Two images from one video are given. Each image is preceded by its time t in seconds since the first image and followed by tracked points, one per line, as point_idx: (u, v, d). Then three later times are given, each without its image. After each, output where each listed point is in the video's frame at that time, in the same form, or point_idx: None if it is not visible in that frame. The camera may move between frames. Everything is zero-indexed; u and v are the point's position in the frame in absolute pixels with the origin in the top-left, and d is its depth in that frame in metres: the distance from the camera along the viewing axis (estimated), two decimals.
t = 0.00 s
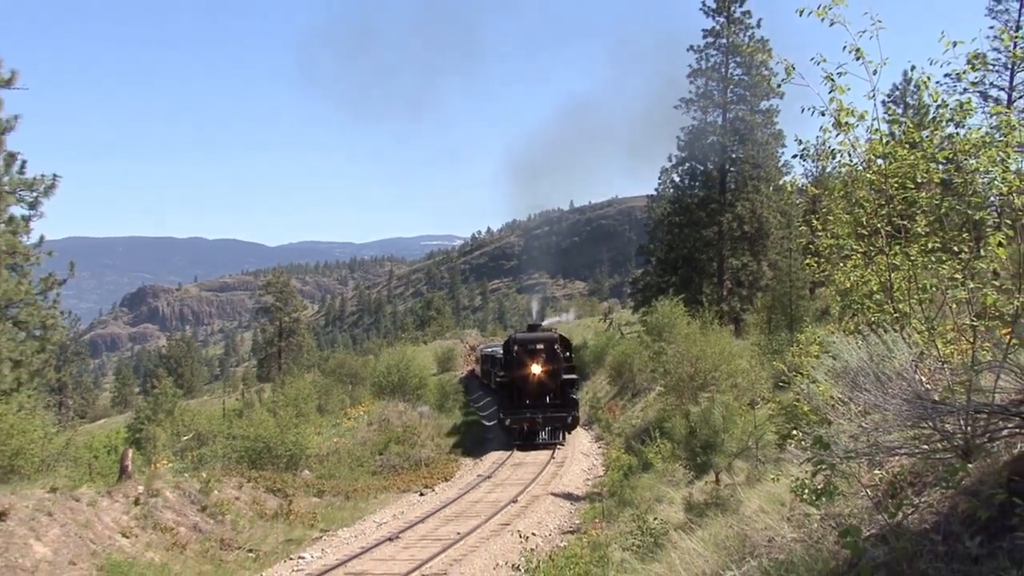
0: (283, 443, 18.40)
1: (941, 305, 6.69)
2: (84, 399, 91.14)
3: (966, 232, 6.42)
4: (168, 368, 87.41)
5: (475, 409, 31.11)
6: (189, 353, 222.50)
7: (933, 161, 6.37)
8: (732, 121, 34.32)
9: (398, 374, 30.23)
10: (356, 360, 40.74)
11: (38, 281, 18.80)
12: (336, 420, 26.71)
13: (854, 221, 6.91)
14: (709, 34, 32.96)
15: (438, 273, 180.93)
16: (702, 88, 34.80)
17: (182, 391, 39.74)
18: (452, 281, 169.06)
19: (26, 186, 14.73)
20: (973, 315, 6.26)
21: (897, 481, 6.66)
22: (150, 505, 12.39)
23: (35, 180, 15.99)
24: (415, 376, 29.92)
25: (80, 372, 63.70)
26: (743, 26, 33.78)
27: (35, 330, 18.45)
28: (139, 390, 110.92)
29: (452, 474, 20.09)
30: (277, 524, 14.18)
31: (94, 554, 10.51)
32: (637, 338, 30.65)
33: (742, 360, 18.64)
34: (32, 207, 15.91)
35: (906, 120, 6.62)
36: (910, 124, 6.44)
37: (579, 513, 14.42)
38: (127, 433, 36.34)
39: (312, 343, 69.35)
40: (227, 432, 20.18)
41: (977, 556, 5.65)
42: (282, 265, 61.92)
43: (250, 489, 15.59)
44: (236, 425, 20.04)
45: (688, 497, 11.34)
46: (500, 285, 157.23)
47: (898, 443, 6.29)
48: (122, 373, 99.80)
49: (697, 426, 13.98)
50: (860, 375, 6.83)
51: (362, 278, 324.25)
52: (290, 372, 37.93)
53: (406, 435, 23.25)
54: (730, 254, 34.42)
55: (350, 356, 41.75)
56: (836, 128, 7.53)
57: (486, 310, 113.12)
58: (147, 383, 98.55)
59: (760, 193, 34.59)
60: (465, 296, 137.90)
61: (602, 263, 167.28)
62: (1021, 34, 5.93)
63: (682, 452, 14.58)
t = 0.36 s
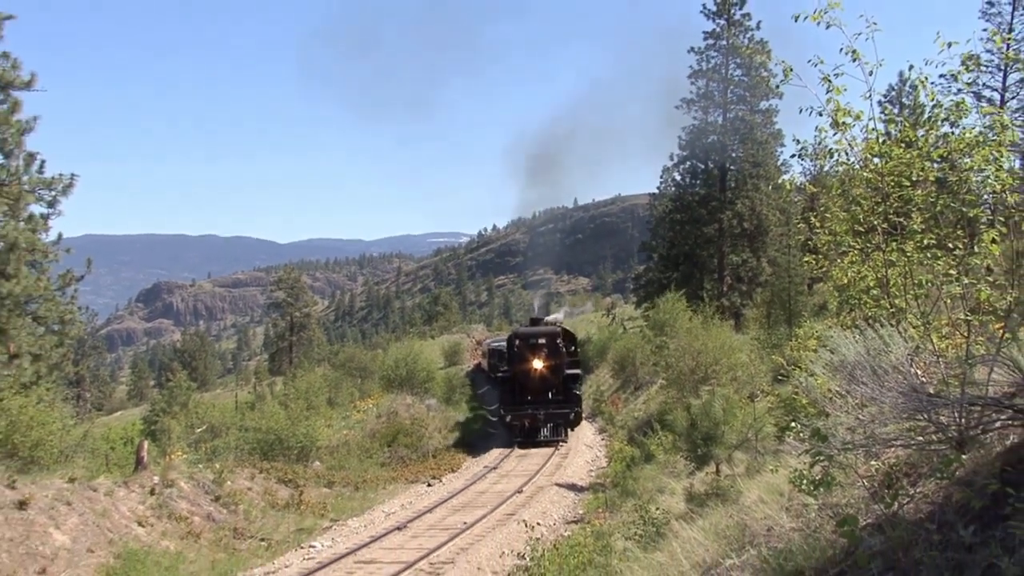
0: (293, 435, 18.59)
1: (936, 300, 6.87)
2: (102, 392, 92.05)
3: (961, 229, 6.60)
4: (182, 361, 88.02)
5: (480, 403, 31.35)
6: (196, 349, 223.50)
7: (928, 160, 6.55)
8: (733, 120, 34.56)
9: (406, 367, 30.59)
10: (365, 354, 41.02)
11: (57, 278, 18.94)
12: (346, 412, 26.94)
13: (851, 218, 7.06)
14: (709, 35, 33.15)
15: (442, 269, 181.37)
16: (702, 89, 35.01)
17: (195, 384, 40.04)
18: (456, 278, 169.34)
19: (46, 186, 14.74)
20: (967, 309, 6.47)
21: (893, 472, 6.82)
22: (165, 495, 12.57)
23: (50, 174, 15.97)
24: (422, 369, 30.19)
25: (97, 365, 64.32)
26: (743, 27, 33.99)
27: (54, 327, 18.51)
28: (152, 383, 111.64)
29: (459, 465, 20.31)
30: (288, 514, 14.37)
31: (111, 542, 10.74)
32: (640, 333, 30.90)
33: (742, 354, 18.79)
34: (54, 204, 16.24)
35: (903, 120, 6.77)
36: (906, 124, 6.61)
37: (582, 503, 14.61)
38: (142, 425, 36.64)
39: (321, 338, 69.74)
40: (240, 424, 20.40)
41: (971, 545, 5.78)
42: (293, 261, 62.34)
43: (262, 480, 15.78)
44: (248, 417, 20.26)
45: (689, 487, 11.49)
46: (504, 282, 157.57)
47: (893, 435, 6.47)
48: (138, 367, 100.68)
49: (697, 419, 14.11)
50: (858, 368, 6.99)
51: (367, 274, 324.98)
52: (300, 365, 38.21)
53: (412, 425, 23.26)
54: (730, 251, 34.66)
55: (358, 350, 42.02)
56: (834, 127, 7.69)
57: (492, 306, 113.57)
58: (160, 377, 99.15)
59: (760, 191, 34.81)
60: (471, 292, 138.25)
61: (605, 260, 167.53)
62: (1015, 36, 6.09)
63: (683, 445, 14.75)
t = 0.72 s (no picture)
0: (301, 425, 18.79)
1: (928, 293, 7.03)
2: (115, 383, 92.79)
3: (952, 223, 6.76)
4: (192, 354, 88.54)
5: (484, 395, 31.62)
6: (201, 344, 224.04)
7: (920, 156, 6.71)
8: (730, 117, 34.74)
9: (410, 359, 30.92)
10: (371, 346, 41.27)
11: (73, 272, 19.15)
12: (352, 403, 27.17)
13: (845, 213, 7.24)
14: (706, 34, 33.38)
15: (445, 264, 181.73)
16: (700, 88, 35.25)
17: (206, 376, 40.35)
18: (459, 273, 169.47)
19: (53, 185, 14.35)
20: (958, 303, 6.65)
21: (886, 460, 7.00)
22: (177, 484, 12.77)
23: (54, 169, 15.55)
24: (427, 361, 30.47)
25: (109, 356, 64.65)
26: (739, 27, 34.18)
27: (69, 319, 18.74)
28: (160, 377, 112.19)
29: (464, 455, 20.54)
30: (296, 502, 14.56)
31: (125, 529, 10.95)
32: (641, 326, 31.15)
33: (739, 345, 18.92)
34: (66, 203, 16.38)
35: (895, 117, 6.94)
36: (898, 122, 6.78)
37: (583, 492, 14.82)
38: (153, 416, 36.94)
39: (328, 332, 70.11)
40: (248, 414, 20.61)
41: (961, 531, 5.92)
42: (300, 255, 62.66)
43: (270, 469, 15.97)
44: (257, 408, 20.45)
45: (688, 475, 11.67)
46: (507, 276, 157.89)
47: (886, 424, 6.65)
48: (150, 359, 101.15)
49: (696, 409, 14.28)
50: (851, 359, 7.18)
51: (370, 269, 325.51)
52: (307, 357, 38.46)
53: (419, 416, 23.32)
54: (727, 246, 34.85)
55: (365, 342, 42.27)
56: (828, 124, 7.84)
57: (495, 299, 114.01)
58: (169, 369, 99.70)
59: (756, 186, 34.78)
60: (474, 286, 138.62)
61: (607, 255, 167.76)
62: (1004, 35, 6.24)
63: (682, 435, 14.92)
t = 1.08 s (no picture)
0: (311, 417, 19.01)
1: (924, 289, 7.18)
2: (131, 377, 93.72)
3: (948, 220, 6.90)
4: (205, 348, 89.12)
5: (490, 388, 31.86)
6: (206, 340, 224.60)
7: (916, 155, 6.85)
8: (730, 117, 34.83)
9: (417, 354, 31.19)
10: (379, 341, 41.54)
11: (90, 269, 19.43)
12: (361, 396, 27.40)
13: (843, 211, 7.39)
14: (707, 35, 33.55)
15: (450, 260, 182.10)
16: (701, 88, 35.43)
17: (219, 370, 40.71)
18: (463, 268, 169.96)
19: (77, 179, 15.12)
20: (954, 298, 6.80)
21: (883, 452, 7.13)
22: (190, 475, 12.96)
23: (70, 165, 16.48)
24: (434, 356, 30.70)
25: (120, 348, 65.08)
26: (739, 28, 34.29)
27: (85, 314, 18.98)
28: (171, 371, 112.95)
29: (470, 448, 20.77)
30: (306, 493, 14.76)
31: (140, 519, 11.16)
32: (643, 321, 31.37)
33: (738, 340, 19.05)
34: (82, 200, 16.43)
35: (892, 117, 7.09)
36: (895, 121, 6.93)
37: (587, 483, 15.00)
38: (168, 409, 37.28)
39: (337, 327, 70.51)
40: (260, 407, 20.84)
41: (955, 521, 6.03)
42: (310, 252, 63.01)
43: (281, 461, 16.17)
44: (268, 401, 20.67)
45: (689, 468, 11.84)
46: (511, 272, 158.13)
47: (883, 417, 6.79)
48: (164, 353, 101.86)
49: (697, 402, 14.47)
50: (850, 353, 7.34)
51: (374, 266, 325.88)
52: (317, 352, 38.75)
53: (425, 409, 23.70)
54: (727, 242, 34.98)
55: (374, 337, 42.56)
56: (827, 124, 7.99)
57: (500, 295, 114.33)
58: (180, 363, 100.37)
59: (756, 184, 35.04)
60: (480, 282, 138.91)
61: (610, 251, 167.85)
62: (999, 37, 6.37)
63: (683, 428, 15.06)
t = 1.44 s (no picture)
0: (319, 410, 19.22)
1: (917, 285, 7.39)
2: (140, 371, 94.21)
3: (940, 217, 7.10)
4: (215, 342, 89.48)
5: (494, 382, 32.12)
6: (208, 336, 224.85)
7: (910, 153, 7.03)
8: (728, 116, 35.00)
9: (423, 348, 31.52)
10: (386, 335, 41.77)
11: (102, 264, 19.85)
12: (367, 389, 27.64)
13: (838, 208, 7.57)
14: (705, 36, 33.78)
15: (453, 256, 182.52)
16: (699, 88, 35.66)
17: (229, 363, 41.00)
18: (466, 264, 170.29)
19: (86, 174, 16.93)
20: (946, 293, 7.01)
21: (877, 443, 7.26)
22: (201, 466, 13.16)
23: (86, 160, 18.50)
24: (439, 350, 31.07)
25: (128, 342, 65.41)
26: (738, 29, 34.44)
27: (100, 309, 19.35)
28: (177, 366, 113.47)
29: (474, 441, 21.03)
30: (315, 484, 14.96)
31: (153, 509, 11.37)
32: (643, 315, 31.60)
33: (736, 334, 19.17)
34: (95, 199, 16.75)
35: (886, 115, 7.29)
36: (889, 121, 7.14)
37: (588, 474, 15.20)
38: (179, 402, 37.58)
39: (343, 321, 70.83)
40: (268, 399, 21.05)
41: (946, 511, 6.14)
42: (318, 248, 63.25)
43: (290, 452, 16.37)
44: (277, 394, 20.86)
45: (687, 458, 12.02)
46: (514, 268, 158.42)
47: (878, 409, 6.98)
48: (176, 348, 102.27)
49: (696, 394, 14.68)
50: (845, 347, 7.52)
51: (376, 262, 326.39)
52: (324, 346, 38.97)
53: (431, 402, 23.96)
54: (726, 238, 35.14)
55: (380, 331, 42.79)
56: (823, 122, 8.16)
57: (502, 290, 114.77)
58: (188, 358, 100.78)
59: (754, 182, 34.93)
60: (483, 278, 139.19)
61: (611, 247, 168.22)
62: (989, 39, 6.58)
63: (682, 420, 15.24)
